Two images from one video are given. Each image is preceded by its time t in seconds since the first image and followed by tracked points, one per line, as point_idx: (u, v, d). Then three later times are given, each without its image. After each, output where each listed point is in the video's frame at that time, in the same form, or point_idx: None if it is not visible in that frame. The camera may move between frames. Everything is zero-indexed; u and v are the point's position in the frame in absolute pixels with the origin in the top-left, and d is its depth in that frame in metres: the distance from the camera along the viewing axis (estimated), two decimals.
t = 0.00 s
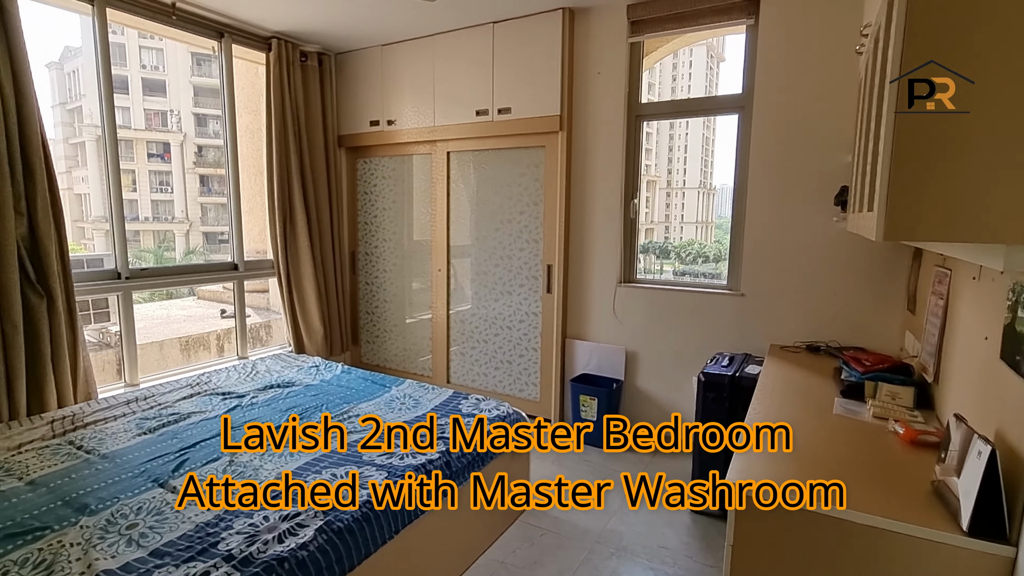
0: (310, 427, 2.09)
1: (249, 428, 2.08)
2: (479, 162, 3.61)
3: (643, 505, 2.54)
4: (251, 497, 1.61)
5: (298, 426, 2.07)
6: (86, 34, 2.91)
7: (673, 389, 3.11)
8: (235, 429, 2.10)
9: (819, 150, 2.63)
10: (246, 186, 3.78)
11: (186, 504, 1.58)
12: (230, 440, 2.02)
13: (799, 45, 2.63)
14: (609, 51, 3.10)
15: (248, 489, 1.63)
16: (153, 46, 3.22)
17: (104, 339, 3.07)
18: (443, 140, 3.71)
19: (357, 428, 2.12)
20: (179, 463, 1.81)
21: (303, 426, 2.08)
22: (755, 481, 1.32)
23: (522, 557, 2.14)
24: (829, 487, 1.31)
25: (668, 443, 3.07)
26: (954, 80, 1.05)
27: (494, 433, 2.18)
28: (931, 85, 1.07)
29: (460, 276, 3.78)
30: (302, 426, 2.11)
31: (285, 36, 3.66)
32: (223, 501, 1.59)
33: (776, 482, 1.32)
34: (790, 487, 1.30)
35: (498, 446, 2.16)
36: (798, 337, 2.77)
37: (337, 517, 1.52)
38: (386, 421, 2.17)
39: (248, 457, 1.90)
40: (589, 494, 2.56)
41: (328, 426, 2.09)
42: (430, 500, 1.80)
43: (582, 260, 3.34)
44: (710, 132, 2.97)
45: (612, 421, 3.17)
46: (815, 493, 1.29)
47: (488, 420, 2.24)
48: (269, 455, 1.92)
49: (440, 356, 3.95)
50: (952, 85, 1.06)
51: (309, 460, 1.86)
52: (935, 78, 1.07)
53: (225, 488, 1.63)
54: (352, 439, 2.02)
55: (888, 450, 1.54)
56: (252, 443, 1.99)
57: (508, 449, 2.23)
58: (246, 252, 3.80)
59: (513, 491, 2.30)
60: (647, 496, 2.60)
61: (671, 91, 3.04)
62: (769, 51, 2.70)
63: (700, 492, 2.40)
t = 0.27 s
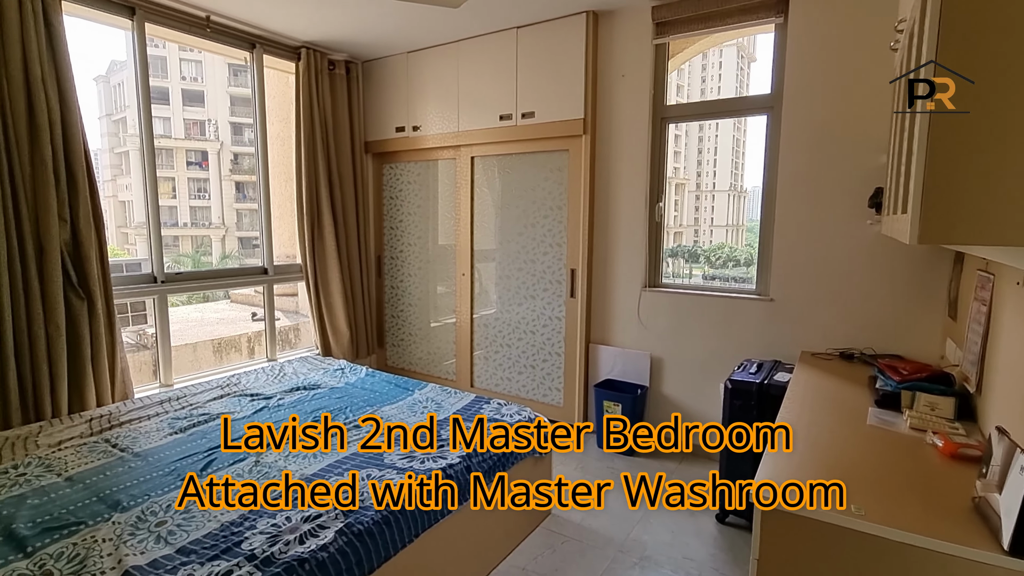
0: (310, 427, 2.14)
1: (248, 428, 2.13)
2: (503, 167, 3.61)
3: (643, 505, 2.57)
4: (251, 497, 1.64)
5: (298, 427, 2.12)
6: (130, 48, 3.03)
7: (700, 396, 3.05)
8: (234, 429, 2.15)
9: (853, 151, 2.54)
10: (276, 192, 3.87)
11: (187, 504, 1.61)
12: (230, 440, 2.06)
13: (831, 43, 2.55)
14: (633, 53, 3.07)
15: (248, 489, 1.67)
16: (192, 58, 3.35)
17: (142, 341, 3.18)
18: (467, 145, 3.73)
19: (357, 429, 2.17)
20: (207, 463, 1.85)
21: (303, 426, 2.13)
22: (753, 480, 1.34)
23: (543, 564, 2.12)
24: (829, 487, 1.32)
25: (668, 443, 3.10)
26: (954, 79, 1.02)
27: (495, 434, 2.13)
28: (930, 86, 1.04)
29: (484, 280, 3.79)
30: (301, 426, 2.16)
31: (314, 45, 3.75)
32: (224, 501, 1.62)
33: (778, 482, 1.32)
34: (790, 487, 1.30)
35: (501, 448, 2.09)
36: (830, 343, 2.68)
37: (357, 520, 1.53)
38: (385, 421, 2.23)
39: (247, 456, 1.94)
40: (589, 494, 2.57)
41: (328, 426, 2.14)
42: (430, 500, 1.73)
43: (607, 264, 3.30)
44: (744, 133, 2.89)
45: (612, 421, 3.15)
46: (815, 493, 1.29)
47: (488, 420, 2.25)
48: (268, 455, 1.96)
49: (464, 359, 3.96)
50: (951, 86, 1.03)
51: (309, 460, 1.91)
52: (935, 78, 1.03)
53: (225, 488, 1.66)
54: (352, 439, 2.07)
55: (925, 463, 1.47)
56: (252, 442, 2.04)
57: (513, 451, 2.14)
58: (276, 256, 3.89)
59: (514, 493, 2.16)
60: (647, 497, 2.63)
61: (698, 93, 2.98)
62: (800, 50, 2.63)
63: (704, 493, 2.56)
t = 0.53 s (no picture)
0: (309, 428, 2.19)
1: (248, 428, 2.19)
2: (525, 172, 3.62)
3: (643, 505, 2.61)
4: (251, 497, 1.67)
5: (297, 427, 2.17)
6: (166, 60, 3.15)
7: (725, 404, 2.99)
8: (233, 429, 2.20)
9: (884, 152, 2.47)
10: (303, 198, 3.95)
11: (186, 504, 1.65)
12: (230, 441, 2.11)
13: (861, 43, 2.49)
14: (655, 56, 3.05)
15: (248, 489, 1.70)
16: (225, 69, 3.46)
17: (173, 343, 3.28)
18: (489, 151, 3.75)
19: (357, 428, 2.22)
20: (233, 464, 1.90)
21: (303, 426, 2.19)
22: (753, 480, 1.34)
23: (562, 571, 2.10)
24: (829, 487, 1.33)
25: (667, 443, 3.08)
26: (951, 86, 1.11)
27: (494, 433, 2.14)
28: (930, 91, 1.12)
29: (506, 285, 3.80)
30: (301, 426, 2.21)
31: (339, 54, 3.82)
32: (223, 501, 1.65)
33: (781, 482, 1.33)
34: (790, 487, 1.30)
35: (501, 447, 2.08)
36: (861, 351, 2.60)
37: (376, 523, 1.55)
38: (385, 422, 2.28)
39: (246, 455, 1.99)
40: (589, 495, 2.56)
41: (328, 426, 2.19)
42: (431, 500, 1.69)
43: (630, 269, 3.27)
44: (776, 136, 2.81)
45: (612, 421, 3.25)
46: (815, 493, 1.29)
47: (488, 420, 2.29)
48: (268, 454, 2.01)
49: (486, 364, 3.97)
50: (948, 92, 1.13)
51: (309, 459, 1.95)
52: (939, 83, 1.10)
53: (224, 488, 1.70)
54: (352, 439, 2.11)
55: (961, 477, 1.41)
56: (252, 443, 2.08)
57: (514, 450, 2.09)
58: (302, 261, 3.97)
59: (515, 490, 2.02)
60: (647, 497, 2.68)
61: (725, 95, 2.93)
62: (828, 50, 2.57)
63: (705, 493, 2.60)
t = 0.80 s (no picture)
0: (309, 428, 2.24)
1: (248, 428, 2.24)
2: (541, 178, 3.62)
3: (643, 505, 2.66)
4: (251, 497, 1.71)
5: (297, 427, 2.22)
6: (191, 70, 3.23)
7: (744, 412, 2.94)
8: (234, 430, 2.25)
9: (908, 157, 2.42)
10: (322, 205, 4.00)
11: (186, 504, 1.68)
12: (231, 441, 2.17)
13: (883, 46, 2.45)
14: (672, 61, 3.04)
15: (247, 489, 1.73)
16: (249, 78, 3.54)
17: (195, 346, 3.35)
18: (505, 157, 3.76)
19: (357, 429, 2.27)
20: (251, 466, 1.93)
21: (303, 426, 2.24)
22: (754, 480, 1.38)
23: None
24: (828, 487, 1.36)
25: (667, 443, 2.99)
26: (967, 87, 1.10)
27: (495, 433, 2.17)
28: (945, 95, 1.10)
29: (522, 291, 3.80)
30: (301, 427, 2.26)
31: (359, 63, 3.89)
32: (223, 501, 1.69)
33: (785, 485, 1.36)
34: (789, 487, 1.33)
35: (502, 447, 2.10)
36: (885, 360, 2.54)
37: (391, 527, 1.55)
38: (385, 422, 2.33)
39: (247, 455, 2.04)
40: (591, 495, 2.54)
41: (328, 427, 2.25)
42: (431, 500, 1.70)
43: (647, 276, 3.24)
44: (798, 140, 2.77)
45: (611, 421, 3.35)
46: (814, 492, 1.33)
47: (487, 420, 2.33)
48: (268, 454, 2.06)
49: (502, 370, 3.96)
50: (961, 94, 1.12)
51: (309, 459, 2.00)
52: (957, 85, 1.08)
53: (224, 488, 1.73)
54: (352, 439, 2.16)
55: (990, 492, 1.36)
56: (252, 442, 2.14)
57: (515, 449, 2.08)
58: (321, 266, 4.02)
59: (515, 493, 1.94)
60: (647, 496, 2.73)
61: (744, 100, 2.90)
62: (849, 54, 2.53)
63: (704, 493, 2.63)
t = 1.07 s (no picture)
0: (309, 428, 2.29)
1: (248, 428, 2.30)
2: (558, 182, 3.62)
3: (643, 505, 2.71)
4: (251, 497, 1.74)
5: (298, 427, 2.28)
6: (216, 78, 3.31)
7: (764, 420, 2.89)
8: (234, 430, 2.30)
9: (934, 160, 2.37)
10: (341, 210, 4.06)
11: (187, 504, 1.71)
12: (230, 442, 2.21)
13: (908, 47, 2.40)
14: (691, 65, 3.02)
15: (249, 489, 1.77)
16: (271, 86, 3.61)
17: (217, 348, 3.41)
18: (522, 162, 3.78)
19: (357, 428, 2.32)
20: (271, 468, 1.95)
21: (303, 426, 2.29)
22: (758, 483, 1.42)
23: None
24: (829, 487, 1.38)
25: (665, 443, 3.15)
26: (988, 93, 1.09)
27: (495, 433, 2.22)
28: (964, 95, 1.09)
29: (538, 296, 3.80)
30: (301, 427, 2.31)
31: (378, 70, 3.94)
32: (224, 501, 1.72)
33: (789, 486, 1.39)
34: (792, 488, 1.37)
35: (501, 446, 2.15)
36: (910, 368, 2.48)
37: (407, 530, 1.56)
38: (384, 422, 2.38)
39: (247, 455, 2.09)
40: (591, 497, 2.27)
41: (328, 427, 2.30)
42: (430, 500, 1.73)
43: (664, 281, 3.22)
44: (820, 143, 2.73)
45: (612, 422, 3.41)
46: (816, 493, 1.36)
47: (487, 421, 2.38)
48: (268, 453, 2.11)
49: (518, 374, 3.96)
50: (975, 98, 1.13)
51: (308, 458, 2.04)
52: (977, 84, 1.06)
53: (224, 489, 1.77)
54: (352, 439, 2.21)
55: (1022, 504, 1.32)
56: (252, 442, 2.19)
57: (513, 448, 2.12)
58: (339, 270, 4.07)
59: (514, 493, 1.86)
60: (647, 496, 2.78)
61: (764, 103, 2.87)
62: (872, 56, 2.49)
63: (703, 493, 2.69)
